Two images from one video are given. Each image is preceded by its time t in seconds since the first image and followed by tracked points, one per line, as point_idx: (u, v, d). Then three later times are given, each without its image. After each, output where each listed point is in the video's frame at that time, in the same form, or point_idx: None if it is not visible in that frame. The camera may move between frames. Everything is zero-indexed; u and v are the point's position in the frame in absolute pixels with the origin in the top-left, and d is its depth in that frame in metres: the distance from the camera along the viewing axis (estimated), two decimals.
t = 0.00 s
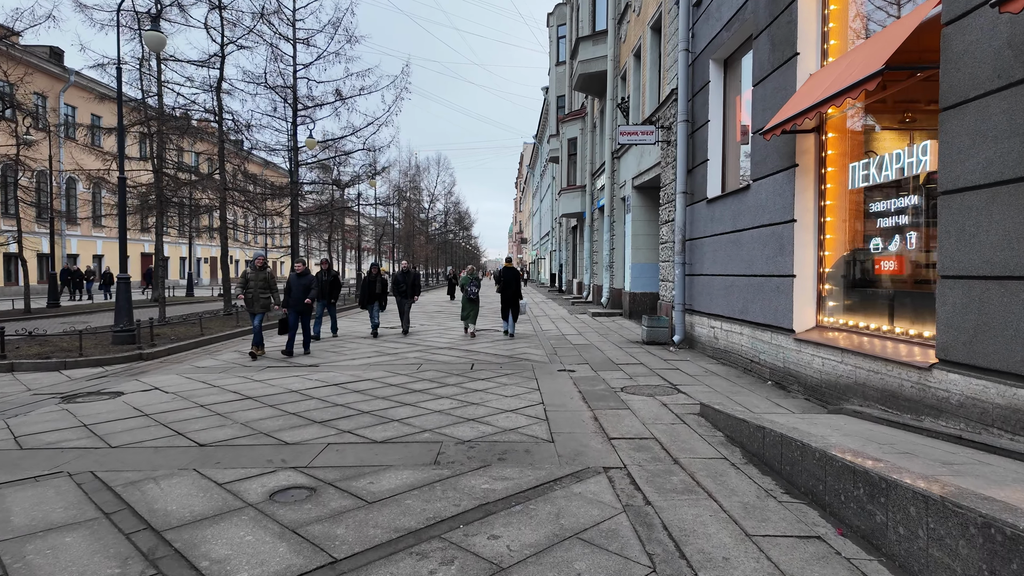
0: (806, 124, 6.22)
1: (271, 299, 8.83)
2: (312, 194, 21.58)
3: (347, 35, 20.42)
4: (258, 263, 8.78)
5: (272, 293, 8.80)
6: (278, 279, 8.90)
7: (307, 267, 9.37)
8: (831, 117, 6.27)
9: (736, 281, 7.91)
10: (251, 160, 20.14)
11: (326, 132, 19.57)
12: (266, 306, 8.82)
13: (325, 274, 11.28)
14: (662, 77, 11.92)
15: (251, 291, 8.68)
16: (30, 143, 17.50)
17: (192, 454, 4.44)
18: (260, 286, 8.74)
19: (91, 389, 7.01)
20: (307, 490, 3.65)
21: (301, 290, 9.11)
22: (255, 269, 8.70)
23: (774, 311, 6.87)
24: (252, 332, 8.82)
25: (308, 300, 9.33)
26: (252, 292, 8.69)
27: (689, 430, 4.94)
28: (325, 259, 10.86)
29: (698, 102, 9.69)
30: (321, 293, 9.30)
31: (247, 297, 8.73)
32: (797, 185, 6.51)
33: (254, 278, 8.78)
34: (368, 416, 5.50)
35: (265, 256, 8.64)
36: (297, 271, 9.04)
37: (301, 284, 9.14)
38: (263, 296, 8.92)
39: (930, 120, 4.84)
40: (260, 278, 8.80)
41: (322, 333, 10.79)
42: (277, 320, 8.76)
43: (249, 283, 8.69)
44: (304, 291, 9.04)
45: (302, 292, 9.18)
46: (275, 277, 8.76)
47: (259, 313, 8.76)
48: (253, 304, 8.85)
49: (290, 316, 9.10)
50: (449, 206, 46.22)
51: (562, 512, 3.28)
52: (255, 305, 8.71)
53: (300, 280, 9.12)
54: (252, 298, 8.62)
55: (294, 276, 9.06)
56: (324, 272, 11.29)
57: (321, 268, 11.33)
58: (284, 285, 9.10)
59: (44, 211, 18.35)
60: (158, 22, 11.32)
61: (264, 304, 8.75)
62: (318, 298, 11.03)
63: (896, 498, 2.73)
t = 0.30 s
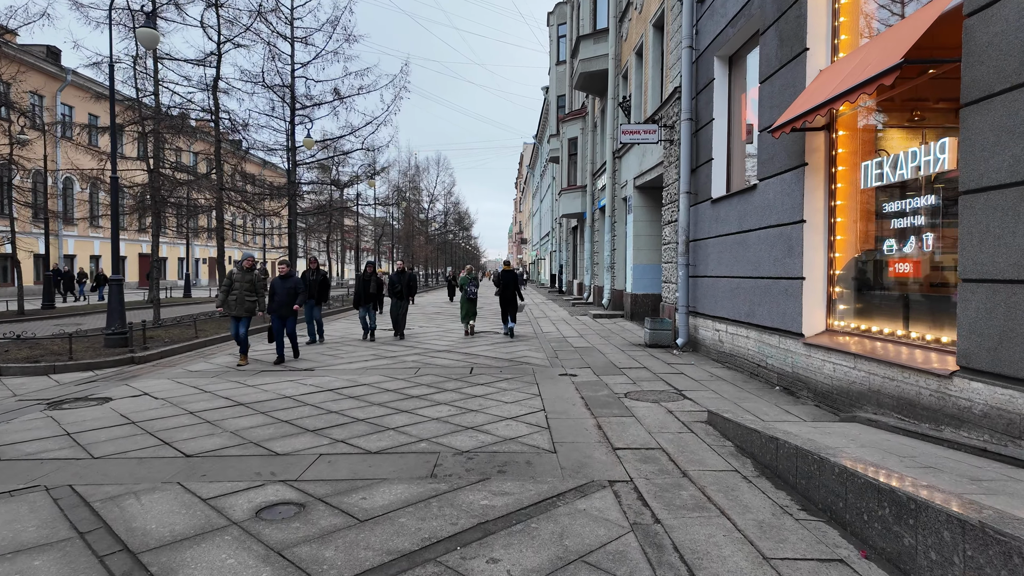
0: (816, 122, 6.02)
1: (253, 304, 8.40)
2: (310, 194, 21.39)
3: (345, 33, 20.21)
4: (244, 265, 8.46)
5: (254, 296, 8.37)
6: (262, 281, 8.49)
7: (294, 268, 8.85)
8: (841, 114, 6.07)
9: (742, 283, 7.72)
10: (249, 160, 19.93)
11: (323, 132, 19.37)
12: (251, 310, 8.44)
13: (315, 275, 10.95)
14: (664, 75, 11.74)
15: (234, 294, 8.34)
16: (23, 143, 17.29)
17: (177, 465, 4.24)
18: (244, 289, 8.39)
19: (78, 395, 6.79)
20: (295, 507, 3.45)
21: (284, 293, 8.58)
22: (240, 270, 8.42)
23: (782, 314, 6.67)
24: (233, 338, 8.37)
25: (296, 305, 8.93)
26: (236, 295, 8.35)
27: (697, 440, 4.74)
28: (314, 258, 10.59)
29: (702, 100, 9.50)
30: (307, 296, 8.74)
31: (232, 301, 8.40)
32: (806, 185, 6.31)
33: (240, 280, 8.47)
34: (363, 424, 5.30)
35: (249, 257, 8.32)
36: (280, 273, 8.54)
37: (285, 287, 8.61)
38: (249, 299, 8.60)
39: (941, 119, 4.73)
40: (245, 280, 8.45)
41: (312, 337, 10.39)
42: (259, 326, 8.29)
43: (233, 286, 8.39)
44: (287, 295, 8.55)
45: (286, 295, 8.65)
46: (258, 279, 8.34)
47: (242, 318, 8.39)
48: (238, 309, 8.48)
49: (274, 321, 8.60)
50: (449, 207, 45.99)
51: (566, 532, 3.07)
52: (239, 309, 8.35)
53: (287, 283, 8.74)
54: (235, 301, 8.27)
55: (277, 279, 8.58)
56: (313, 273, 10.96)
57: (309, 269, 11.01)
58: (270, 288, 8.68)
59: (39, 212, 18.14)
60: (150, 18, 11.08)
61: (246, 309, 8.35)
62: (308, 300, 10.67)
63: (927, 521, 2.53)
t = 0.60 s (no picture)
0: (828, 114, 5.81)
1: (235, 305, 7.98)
2: (308, 192, 21.15)
3: (343, 30, 19.97)
4: (226, 263, 8.06)
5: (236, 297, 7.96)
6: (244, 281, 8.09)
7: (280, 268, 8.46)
8: (854, 106, 5.85)
9: (750, 281, 7.49)
10: (246, 158, 19.69)
11: (321, 130, 19.13)
12: (233, 312, 7.98)
13: (304, 276, 10.47)
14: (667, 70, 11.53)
15: (216, 294, 7.93)
16: (15, 140, 17.02)
17: (158, 473, 4.00)
18: (226, 289, 7.98)
19: (63, 397, 6.55)
20: (281, 520, 3.23)
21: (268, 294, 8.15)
22: (222, 270, 8.02)
23: (792, 313, 6.45)
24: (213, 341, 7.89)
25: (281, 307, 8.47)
26: (218, 295, 7.94)
27: (706, 446, 4.52)
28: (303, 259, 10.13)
29: (706, 95, 9.28)
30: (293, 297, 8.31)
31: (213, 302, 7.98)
32: (818, 180, 6.08)
33: (222, 280, 8.07)
34: (356, 428, 5.07)
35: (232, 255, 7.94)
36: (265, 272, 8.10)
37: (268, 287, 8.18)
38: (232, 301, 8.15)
39: (948, 114, 4.70)
40: (227, 279, 8.03)
41: (300, 341, 9.89)
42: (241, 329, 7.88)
43: (215, 285, 7.97)
44: (271, 295, 8.13)
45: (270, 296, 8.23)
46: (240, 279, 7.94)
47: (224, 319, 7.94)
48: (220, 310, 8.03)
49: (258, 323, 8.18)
50: (448, 206, 45.74)
51: (571, 548, 2.85)
52: (220, 311, 7.94)
53: (271, 284, 8.30)
54: (216, 302, 7.85)
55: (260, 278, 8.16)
56: (302, 274, 10.48)
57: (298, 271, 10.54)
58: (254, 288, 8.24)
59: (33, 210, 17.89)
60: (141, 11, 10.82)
61: (228, 310, 7.93)
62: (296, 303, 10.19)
63: (969, 540, 2.30)
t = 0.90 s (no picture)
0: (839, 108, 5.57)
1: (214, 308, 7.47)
2: (305, 192, 20.91)
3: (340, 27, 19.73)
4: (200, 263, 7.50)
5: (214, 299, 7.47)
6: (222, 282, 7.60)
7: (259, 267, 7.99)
8: (866, 100, 5.61)
9: (756, 283, 7.25)
10: (242, 157, 19.42)
11: (318, 128, 18.89)
12: (211, 316, 7.46)
13: (290, 275, 9.84)
14: (670, 66, 11.28)
15: (191, 297, 7.40)
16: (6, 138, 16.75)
17: (135, 488, 3.77)
18: (202, 292, 7.46)
19: (45, 403, 6.31)
20: (261, 543, 2.99)
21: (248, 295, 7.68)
22: (196, 270, 7.49)
23: (801, 316, 6.22)
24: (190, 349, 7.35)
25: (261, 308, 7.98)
26: (192, 298, 7.39)
27: (715, 457, 4.30)
28: (287, 256, 9.35)
29: (710, 90, 9.04)
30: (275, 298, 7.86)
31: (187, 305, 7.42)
32: (829, 177, 5.84)
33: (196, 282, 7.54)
34: (347, 437, 4.84)
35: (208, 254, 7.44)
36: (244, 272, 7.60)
37: (248, 287, 7.70)
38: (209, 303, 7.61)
39: (958, 109, 4.58)
40: (203, 281, 7.49)
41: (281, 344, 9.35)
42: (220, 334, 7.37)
43: (189, 288, 7.41)
44: (252, 296, 7.66)
45: (250, 297, 7.74)
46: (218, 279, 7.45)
47: (201, 325, 7.42)
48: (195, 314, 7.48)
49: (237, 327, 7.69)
50: (447, 206, 45.51)
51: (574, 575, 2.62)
52: (196, 315, 7.42)
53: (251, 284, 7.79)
54: (191, 307, 7.32)
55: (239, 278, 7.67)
56: (288, 273, 9.85)
57: (284, 269, 9.94)
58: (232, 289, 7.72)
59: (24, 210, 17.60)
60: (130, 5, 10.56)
61: (205, 313, 7.42)
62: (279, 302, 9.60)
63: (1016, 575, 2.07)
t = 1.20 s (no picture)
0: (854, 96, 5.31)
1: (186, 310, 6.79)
2: (303, 189, 20.69)
3: (338, 22, 19.49)
4: (174, 259, 6.83)
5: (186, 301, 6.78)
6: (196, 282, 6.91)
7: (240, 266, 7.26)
8: (882, 88, 5.35)
9: (764, 280, 7.01)
10: (238, 153, 19.17)
11: (315, 124, 18.66)
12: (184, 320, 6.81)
13: (271, 276, 9.19)
14: (673, 59, 11.04)
15: (163, 297, 6.78)
16: None
17: (109, 497, 3.53)
18: (175, 291, 6.81)
19: (25, 404, 6.06)
20: (240, 558, 2.75)
21: (222, 297, 6.94)
22: (170, 267, 6.84)
23: (812, 314, 5.97)
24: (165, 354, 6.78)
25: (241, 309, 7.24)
26: (165, 299, 6.76)
27: (728, 462, 4.06)
28: (268, 254, 8.77)
29: (716, 82, 8.79)
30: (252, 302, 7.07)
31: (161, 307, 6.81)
32: (842, 168, 5.58)
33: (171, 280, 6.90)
34: (339, 441, 4.60)
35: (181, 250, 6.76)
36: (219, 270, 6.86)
37: (223, 289, 6.97)
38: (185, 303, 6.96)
39: (970, 101, 4.49)
40: (176, 280, 6.83)
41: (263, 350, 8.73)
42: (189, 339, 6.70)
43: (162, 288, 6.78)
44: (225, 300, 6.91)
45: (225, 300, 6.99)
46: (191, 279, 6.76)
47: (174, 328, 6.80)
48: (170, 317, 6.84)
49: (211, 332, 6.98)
50: (446, 204, 45.30)
51: None
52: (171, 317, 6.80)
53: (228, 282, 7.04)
54: (163, 307, 6.71)
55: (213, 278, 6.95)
56: (269, 274, 9.18)
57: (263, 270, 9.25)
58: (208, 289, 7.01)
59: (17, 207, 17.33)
60: None
61: (177, 316, 6.75)
62: (260, 305, 8.96)
63: None
